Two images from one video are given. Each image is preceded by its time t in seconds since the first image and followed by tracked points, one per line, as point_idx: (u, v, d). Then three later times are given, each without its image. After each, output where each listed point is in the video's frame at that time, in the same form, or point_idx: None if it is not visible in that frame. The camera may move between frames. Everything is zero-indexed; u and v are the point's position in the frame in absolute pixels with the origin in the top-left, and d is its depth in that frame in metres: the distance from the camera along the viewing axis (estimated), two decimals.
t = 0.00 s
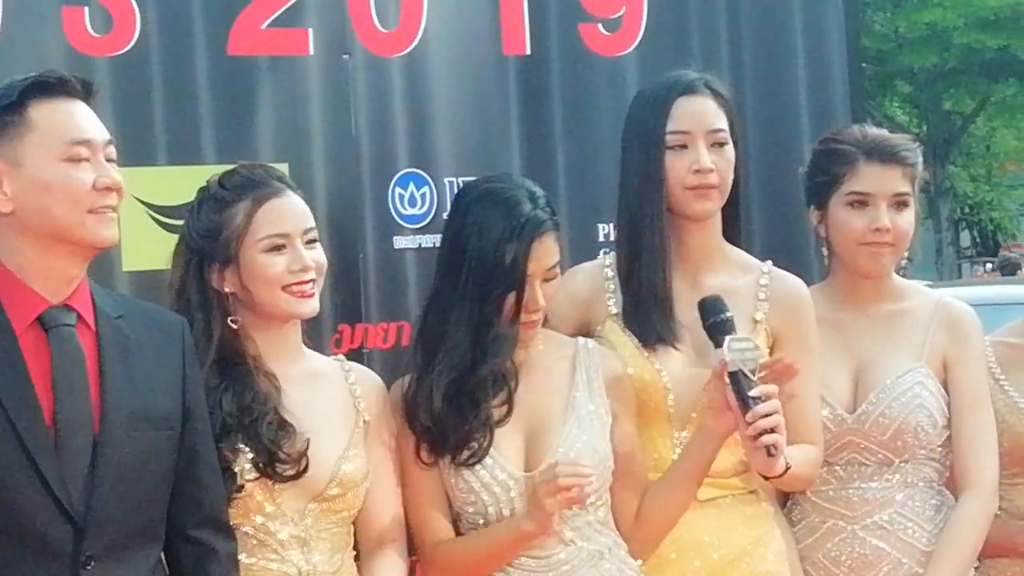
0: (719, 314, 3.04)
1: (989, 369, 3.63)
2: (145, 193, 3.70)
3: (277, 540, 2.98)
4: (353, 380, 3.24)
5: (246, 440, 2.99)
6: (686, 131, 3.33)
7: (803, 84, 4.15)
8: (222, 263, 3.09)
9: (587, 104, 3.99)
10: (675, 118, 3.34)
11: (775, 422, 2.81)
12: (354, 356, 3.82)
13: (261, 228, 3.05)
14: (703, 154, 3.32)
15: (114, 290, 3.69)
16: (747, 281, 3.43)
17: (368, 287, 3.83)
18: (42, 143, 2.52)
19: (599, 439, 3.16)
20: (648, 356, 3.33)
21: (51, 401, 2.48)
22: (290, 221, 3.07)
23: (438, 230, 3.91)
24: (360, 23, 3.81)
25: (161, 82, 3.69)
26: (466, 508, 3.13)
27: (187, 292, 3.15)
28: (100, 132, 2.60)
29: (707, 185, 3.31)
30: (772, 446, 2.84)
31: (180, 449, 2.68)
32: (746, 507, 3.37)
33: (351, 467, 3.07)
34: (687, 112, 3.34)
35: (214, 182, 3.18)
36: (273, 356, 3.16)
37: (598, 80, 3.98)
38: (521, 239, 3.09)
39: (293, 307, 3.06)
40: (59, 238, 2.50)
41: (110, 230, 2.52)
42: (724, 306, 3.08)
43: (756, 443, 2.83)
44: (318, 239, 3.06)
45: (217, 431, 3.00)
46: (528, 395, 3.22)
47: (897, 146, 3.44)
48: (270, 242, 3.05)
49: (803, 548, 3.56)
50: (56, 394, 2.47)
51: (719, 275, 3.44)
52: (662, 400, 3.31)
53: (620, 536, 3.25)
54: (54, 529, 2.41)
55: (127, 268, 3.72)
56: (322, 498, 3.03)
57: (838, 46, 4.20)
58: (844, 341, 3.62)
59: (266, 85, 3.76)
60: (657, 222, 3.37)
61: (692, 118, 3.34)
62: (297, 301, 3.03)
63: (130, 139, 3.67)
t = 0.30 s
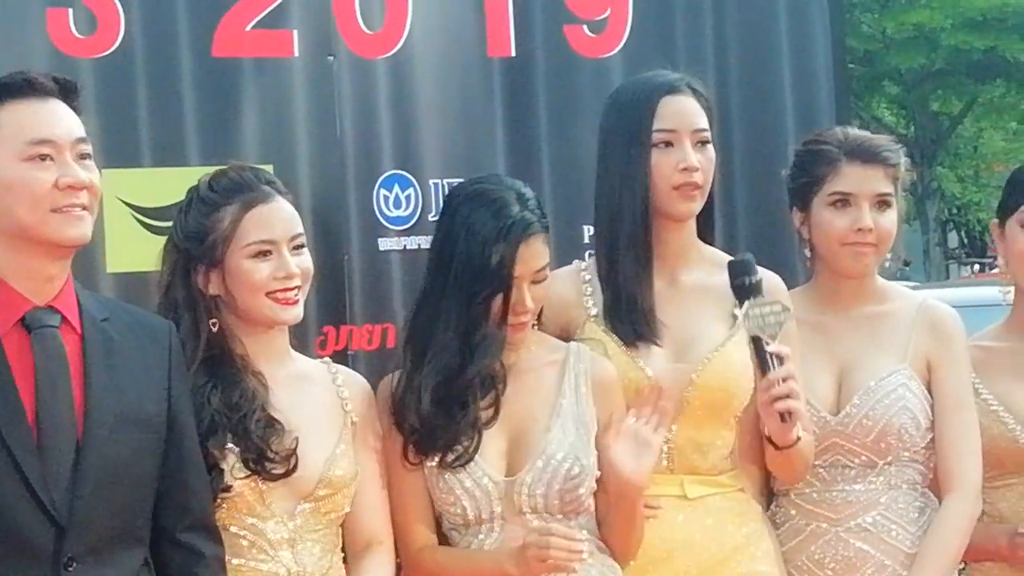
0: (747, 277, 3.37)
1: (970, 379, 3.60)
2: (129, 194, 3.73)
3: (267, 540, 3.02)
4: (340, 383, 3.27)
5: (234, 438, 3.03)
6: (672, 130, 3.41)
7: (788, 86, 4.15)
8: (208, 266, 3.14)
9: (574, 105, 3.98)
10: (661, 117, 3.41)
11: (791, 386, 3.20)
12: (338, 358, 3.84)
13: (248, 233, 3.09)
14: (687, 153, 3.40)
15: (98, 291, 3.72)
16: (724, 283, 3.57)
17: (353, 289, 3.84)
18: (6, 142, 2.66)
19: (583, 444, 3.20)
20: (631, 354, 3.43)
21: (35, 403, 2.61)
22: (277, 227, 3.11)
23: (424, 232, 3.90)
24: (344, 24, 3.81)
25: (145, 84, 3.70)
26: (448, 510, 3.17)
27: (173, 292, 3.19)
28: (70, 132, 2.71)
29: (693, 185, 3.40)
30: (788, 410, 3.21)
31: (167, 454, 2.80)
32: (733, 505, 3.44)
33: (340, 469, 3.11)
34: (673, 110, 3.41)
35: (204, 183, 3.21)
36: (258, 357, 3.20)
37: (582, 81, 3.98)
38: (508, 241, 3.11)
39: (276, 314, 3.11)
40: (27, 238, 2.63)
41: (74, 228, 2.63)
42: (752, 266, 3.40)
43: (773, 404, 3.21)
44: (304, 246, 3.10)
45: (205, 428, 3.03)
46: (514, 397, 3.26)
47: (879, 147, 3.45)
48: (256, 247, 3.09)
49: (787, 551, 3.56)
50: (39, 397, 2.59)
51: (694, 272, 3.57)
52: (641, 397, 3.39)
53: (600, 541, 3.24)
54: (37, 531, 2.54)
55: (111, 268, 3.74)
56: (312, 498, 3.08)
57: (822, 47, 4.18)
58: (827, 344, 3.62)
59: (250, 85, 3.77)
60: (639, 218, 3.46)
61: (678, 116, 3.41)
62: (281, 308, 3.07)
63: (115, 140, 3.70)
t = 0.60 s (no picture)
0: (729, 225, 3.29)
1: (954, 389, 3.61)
2: (112, 193, 3.73)
3: (258, 539, 3.03)
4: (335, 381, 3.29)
5: (226, 436, 3.05)
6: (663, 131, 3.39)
7: (771, 83, 4.17)
8: (201, 265, 3.16)
9: (558, 104, 3.98)
10: (653, 118, 3.40)
11: (755, 321, 3.14)
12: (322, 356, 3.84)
13: (240, 233, 3.11)
14: (679, 154, 3.39)
15: (82, 290, 3.72)
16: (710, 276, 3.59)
17: (337, 288, 3.85)
18: None
19: (567, 447, 3.17)
20: (618, 347, 3.45)
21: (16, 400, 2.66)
22: (270, 227, 3.12)
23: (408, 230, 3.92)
24: (328, 22, 3.81)
25: (130, 83, 3.70)
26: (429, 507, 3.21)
27: (167, 291, 3.22)
28: (57, 132, 2.73)
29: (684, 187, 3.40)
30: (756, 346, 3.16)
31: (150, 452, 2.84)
32: (721, 501, 3.44)
33: (333, 467, 3.12)
34: (665, 112, 3.40)
35: (200, 182, 3.23)
36: (252, 356, 3.22)
37: (568, 80, 3.98)
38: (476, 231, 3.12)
39: (267, 314, 3.12)
40: (13, 237, 2.65)
41: (59, 229, 2.66)
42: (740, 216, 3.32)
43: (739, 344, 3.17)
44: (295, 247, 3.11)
45: (196, 426, 3.06)
46: (498, 397, 3.26)
47: (859, 144, 3.45)
48: (249, 247, 3.11)
49: (771, 550, 3.57)
50: (21, 396, 2.63)
51: (681, 268, 3.59)
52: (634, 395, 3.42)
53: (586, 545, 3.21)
54: (20, 529, 2.58)
55: (94, 267, 3.74)
56: (304, 497, 3.09)
57: (807, 45, 4.20)
58: (811, 343, 3.62)
59: (235, 84, 3.76)
60: (631, 222, 3.44)
61: (669, 118, 3.40)
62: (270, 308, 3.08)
63: (99, 140, 3.69)
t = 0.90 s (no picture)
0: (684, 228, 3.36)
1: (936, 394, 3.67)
2: (95, 198, 3.72)
3: (248, 543, 3.06)
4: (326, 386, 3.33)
5: (215, 438, 3.08)
6: (651, 142, 3.34)
7: (755, 86, 4.17)
8: (190, 270, 3.18)
9: (541, 108, 3.99)
10: (643, 128, 3.34)
11: (734, 317, 3.16)
12: (305, 361, 3.84)
13: (230, 237, 3.13)
14: (665, 166, 3.35)
15: (64, 294, 3.71)
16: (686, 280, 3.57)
17: (319, 292, 3.84)
18: None
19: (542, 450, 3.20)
20: (598, 349, 3.42)
21: None
22: (260, 231, 3.14)
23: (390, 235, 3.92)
24: (311, 26, 3.80)
25: (112, 87, 3.69)
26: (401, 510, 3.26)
27: (157, 294, 3.24)
28: (44, 140, 2.75)
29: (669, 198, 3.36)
30: (736, 342, 3.18)
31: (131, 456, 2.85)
32: (701, 505, 3.42)
33: (323, 472, 3.14)
34: (654, 122, 3.34)
35: (190, 186, 3.25)
36: (241, 358, 3.25)
37: (551, 84, 3.98)
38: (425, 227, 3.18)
39: (255, 319, 3.14)
40: None
41: (45, 238, 2.68)
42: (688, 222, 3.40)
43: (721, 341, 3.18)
44: (285, 252, 3.13)
45: (185, 429, 3.09)
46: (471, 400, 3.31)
47: (828, 146, 3.57)
48: (238, 252, 3.13)
49: (751, 554, 3.58)
50: None
51: (660, 271, 3.56)
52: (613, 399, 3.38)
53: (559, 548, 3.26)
54: None
55: (77, 273, 3.74)
56: (294, 501, 3.11)
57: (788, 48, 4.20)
58: (793, 349, 3.62)
59: (218, 88, 3.75)
60: (618, 237, 3.41)
61: (657, 129, 3.34)
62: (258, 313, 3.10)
63: (81, 145, 3.68)
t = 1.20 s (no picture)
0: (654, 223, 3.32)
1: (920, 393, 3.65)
2: (78, 196, 3.72)
3: (238, 541, 3.07)
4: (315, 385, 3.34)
5: (204, 438, 3.09)
6: (629, 143, 3.36)
7: (738, 85, 4.18)
8: (178, 269, 3.17)
9: (525, 107, 3.98)
10: (620, 129, 3.36)
11: (705, 311, 3.13)
12: (288, 358, 3.84)
13: (218, 235, 3.13)
14: (643, 167, 3.37)
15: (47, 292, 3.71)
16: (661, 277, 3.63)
17: (302, 290, 3.85)
18: None
19: (514, 447, 3.28)
20: (575, 349, 3.48)
21: None
22: (247, 229, 3.15)
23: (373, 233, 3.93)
24: (294, 24, 3.80)
25: (95, 85, 3.68)
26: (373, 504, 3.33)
27: (145, 294, 3.23)
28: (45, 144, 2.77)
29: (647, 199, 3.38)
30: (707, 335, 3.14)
31: (110, 453, 2.83)
32: (681, 503, 3.49)
33: (312, 470, 3.14)
34: (632, 123, 3.36)
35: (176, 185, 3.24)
36: (230, 357, 3.25)
37: (535, 82, 3.97)
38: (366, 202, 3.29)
39: (244, 316, 3.14)
40: None
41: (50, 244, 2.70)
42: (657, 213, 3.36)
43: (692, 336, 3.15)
44: (273, 248, 3.13)
45: (175, 428, 3.09)
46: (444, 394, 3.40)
47: (810, 145, 3.57)
48: (226, 250, 3.13)
49: (732, 552, 3.63)
50: None
51: (638, 269, 3.63)
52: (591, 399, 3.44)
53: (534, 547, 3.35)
54: None
55: (60, 271, 3.74)
56: (284, 499, 3.11)
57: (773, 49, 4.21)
58: (775, 347, 3.63)
59: (201, 87, 3.75)
60: (597, 240, 3.43)
61: (635, 130, 3.36)
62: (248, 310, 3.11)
63: (64, 143, 3.68)
